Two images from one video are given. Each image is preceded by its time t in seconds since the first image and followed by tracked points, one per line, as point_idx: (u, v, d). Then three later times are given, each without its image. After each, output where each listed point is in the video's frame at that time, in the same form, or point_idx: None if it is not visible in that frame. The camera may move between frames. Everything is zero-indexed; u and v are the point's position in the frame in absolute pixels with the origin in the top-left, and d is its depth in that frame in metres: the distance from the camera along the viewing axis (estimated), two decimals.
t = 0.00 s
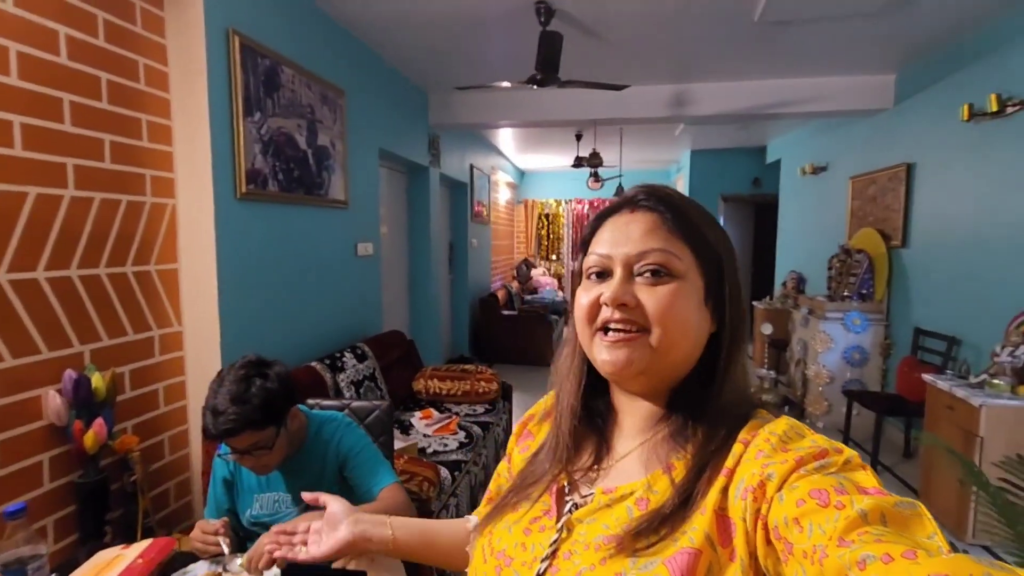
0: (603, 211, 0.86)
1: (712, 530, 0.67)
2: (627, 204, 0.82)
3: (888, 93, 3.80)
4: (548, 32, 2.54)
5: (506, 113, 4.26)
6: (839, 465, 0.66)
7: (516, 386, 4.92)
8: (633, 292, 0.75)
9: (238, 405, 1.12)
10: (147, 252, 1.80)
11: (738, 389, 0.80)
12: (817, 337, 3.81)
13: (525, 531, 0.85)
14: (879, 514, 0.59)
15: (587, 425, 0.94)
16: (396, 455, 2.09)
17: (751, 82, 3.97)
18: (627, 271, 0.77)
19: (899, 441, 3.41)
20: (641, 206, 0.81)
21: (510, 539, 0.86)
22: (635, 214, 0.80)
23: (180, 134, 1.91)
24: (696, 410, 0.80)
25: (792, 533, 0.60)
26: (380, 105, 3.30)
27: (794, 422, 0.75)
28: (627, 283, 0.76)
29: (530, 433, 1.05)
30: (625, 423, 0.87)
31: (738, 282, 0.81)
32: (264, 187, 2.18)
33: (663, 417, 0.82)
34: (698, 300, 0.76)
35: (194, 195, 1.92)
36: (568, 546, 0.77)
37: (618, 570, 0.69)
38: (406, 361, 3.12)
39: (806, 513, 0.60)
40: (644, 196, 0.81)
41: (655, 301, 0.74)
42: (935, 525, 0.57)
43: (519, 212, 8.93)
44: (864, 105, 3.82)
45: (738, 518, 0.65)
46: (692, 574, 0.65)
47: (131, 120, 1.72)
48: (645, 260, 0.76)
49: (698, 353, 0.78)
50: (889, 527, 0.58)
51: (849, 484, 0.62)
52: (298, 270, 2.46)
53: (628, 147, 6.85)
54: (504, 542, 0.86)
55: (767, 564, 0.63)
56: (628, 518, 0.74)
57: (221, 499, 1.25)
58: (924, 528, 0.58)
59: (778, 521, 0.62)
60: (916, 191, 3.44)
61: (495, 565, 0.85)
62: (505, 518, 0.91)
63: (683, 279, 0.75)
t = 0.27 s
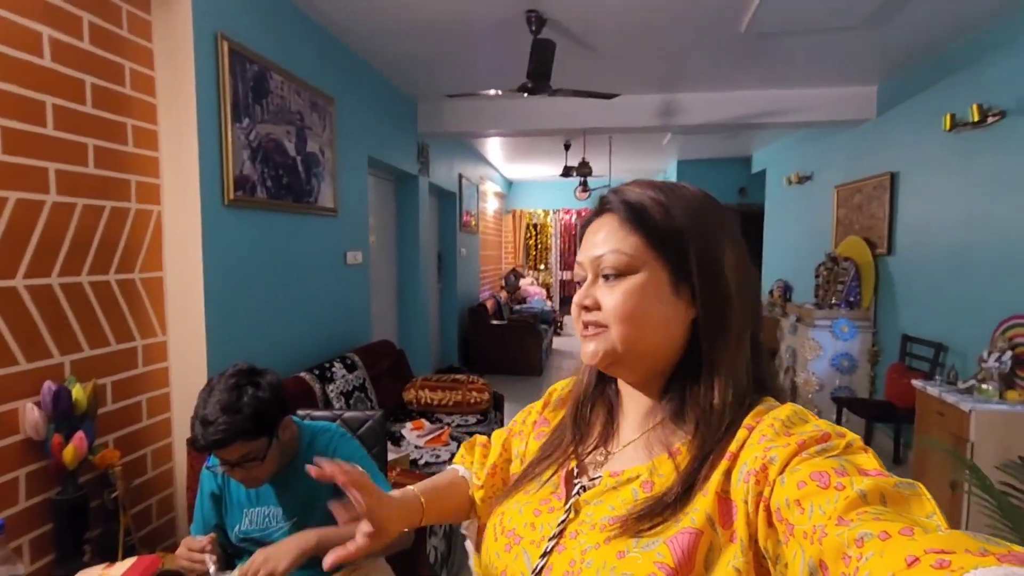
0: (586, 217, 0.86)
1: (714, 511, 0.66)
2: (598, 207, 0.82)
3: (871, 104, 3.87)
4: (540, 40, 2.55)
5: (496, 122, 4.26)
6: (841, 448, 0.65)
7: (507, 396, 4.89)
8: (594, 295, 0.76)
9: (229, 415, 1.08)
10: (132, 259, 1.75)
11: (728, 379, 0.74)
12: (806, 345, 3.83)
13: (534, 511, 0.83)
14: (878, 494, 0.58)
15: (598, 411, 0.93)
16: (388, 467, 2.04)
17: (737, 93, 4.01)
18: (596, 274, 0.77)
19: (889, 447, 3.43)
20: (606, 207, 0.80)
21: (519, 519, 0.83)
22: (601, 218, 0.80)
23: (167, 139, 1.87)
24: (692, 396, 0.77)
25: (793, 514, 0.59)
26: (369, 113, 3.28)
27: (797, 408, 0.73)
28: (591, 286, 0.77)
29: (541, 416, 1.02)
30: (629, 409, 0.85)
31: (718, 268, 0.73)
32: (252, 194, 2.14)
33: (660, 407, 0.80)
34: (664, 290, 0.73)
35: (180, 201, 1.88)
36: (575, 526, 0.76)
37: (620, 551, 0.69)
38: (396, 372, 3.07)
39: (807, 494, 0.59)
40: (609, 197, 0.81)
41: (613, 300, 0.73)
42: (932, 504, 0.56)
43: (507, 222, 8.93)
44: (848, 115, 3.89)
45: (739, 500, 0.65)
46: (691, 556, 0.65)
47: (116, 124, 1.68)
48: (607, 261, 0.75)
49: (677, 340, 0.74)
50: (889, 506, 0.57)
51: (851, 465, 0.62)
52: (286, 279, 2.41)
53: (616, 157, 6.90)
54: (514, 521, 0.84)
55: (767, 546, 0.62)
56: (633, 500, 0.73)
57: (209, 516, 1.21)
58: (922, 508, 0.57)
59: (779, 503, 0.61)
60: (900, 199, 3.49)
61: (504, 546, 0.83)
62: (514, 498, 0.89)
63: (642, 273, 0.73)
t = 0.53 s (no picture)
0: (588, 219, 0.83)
1: (719, 521, 0.62)
2: (600, 208, 0.79)
3: (855, 111, 3.91)
4: (529, 44, 2.52)
5: (483, 129, 4.23)
6: (848, 456, 0.59)
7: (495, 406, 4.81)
8: (591, 298, 0.74)
9: (210, 435, 1.03)
10: (104, 271, 1.66)
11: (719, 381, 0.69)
12: (795, 351, 3.83)
13: (537, 517, 0.79)
14: (889, 505, 0.53)
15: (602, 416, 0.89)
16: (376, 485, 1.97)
17: (723, 100, 4.03)
18: (593, 277, 0.75)
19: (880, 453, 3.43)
20: (607, 209, 0.77)
21: (521, 524, 0.79)
22: (602, 220, 0.77)
23: (141, 144, 1.79)
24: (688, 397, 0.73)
25: (801, 526, 0.55)
26: (353, 119, 3.22)
27: (804, 414, 0.68)
28: (589, 289, 0.75)
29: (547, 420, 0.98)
30: (631, 412, 0.81)
31: (715, 268, 0.68)
32: (232, 202, 2.06)
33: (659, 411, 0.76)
34: (659, 295, 0.70)
35: (156, 209, 1.79)
36: (576, 534, 0.72)
37: (623, 560, 0.65)
38: (382, 384, 2.99)
39: (815, 506, 0.54)
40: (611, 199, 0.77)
41: (608, 304, 0.71)
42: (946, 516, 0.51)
43: (493, 230, 8.89)
44: (832, 123, 3.92)
45: (745, 511, 0.60)
46: (695, 567, 0.60)
47: (87, 129, 1.60)
48: (604, 264, 0.73)
49: (671, 344, 0.71)
50: (900, 518, 0.52)
51: (858, 474, 0.56)
52: (267, 289, 2.33)
53: (603, 165, 6.91)
54: (517, 527, 0.80)
55: (775, 560, 0.57)
56: (636, 509, 0.69)
57: (184, 543, 1.13)
58: (934, 520, 0.52)
59: (787, 515, 0.56)
60: (885, 205, 3.52)
61: (506, 550, 0.79)
62: (517, 502, 0.85)
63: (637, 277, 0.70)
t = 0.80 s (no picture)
0: (609, 211, 0.74)
1: (706, 526, 0.56)
2: (637, 202, 0.70)
3: (854, 112, 3.87)
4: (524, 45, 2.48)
5: (479, 132, 4.18)
6: (836, 463, 0.54)
7: (492, 412, 4.75)
8: (633, 296, 0.65)
9: (199, 456, 0.96)
10: (83, 279, 1.60)
11: (742, 394, 0.65)
12: (795, 354, 3.79)
13: (525, 522, 0.73)
14: (876, 511, 0.48)
15: (588, 419, 0.82)
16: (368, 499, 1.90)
17: (721, 101, 3.99)
18: (629, 276, 0.66)
19: (883, 457, 3.38)
20: (651, 206, 0.69)
21: (509, 530, 0.74)
22: (644, 214, 0.68)
23: (124, 147, 1.73)
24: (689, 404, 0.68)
25: (788, 532, 0.50)
26: (347, 122, 3.17)
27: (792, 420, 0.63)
28: (630, 286, 0.65)
29: (535, 427, 0.92)
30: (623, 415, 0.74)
31: (750, 287, 0.68)
32: (220, 207, 2.00)
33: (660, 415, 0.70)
34: (702, 310, 0.65)
35: (138, 214, 1.74)
36: (564, 538, 0.66)
37: (612, 565, 0.60)
38: (376, 392, 2.93)
39: (803, 512, 0.49)
40: (656, 196, 0.69)
41: (655, 308, 0.63)
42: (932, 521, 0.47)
43: (491, 234, 8.83)
44: (831, 124, 3.89)
45: (733, 517, 0.54)
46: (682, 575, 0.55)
47: (65, 133, 1.54)
48: (650, 264, 0.65)
49: (698, 359, 0.66)
50: (886, 525, 0.48)
51: (846, 481, 0.52)
52: (256, 297, 2.27)
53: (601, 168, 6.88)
54: (505, 532, 0.74)
55: (762, 566, 0.53)
56: (624, 514, 0.63)
57: (162, 565, 1.07)
58: (919, 526, 0.48)
59: (775, 521, 0.51)
60: (886, 206, 3.48)
61: (494, 558, 0.73)
62: (506, 508, 0.79)
63: (687, 287, 0.64)
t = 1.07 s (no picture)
0: (589, 218, 0.71)
1: (691, 511, 0.57)
2: (621, 211, 0.67)
3: (852, 113, 3.85)
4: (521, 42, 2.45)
5: (476, 132, 4.14)
6: (815, 450, 0.56)
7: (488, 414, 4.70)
8: (634, 315, 0.63)
9: (189, 465, 0.90)
10: (65, 277, 1.55)
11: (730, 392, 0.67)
12: (793, 357, 3.75)
13: (511, 518, 0.72)
14: (852, 495, 0.50)
15: (573, 419, 0.80)
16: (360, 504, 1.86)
17: (719, 102, 3.96)
18: (627, 291, 0.64)
19: (882, 461, 3.35)
20: (636, 217, 0.66)
21: (496, 526, 0.73)
22: (632, 226, 0.66)
23: (107, 142, 1.68)
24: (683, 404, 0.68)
25: (769, 516, 0.51)
26: (341, 120, 3.12)
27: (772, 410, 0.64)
28: (628, 305, 0.64)
29: (521, 428, 0.92)
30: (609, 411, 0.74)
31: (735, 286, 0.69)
32: (208, 204, 1.95)
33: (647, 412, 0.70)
34: (696, 319, 0.65)
35: (123, 211, 1.69)
36: (552, 530, 0.66)
37: (598, 554, 0.59)
38: (370, 394, 2.89)
39: (783, 496, 0.51)
40: (639, 205, 0.67)
41: (657, 325, 0.62)
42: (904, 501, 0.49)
43: (487, 235, 8.77)
44: (829, 125, 3.87)
45: (716, 502, 0.56)
46: (668, 559, 0.56)
47: (46, 125, 1.50)
48: (648, 280, 0.63)
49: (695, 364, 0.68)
50: (862, 508, 0.50)
51: (824, 466, 0.54)
52: (247, 296, 2.23)
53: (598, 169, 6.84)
54: (492, 529, 0.73)
55: (744, 550, 0.54)
56: (611, 504, 0.63)
57: None
58: (894, 508, 0.50)
59: (756, 506, 0.53)
60: (884, 208, 3.46)
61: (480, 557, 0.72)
62: (492, 506, 0.78)
63: (684, 300, 0.63)
